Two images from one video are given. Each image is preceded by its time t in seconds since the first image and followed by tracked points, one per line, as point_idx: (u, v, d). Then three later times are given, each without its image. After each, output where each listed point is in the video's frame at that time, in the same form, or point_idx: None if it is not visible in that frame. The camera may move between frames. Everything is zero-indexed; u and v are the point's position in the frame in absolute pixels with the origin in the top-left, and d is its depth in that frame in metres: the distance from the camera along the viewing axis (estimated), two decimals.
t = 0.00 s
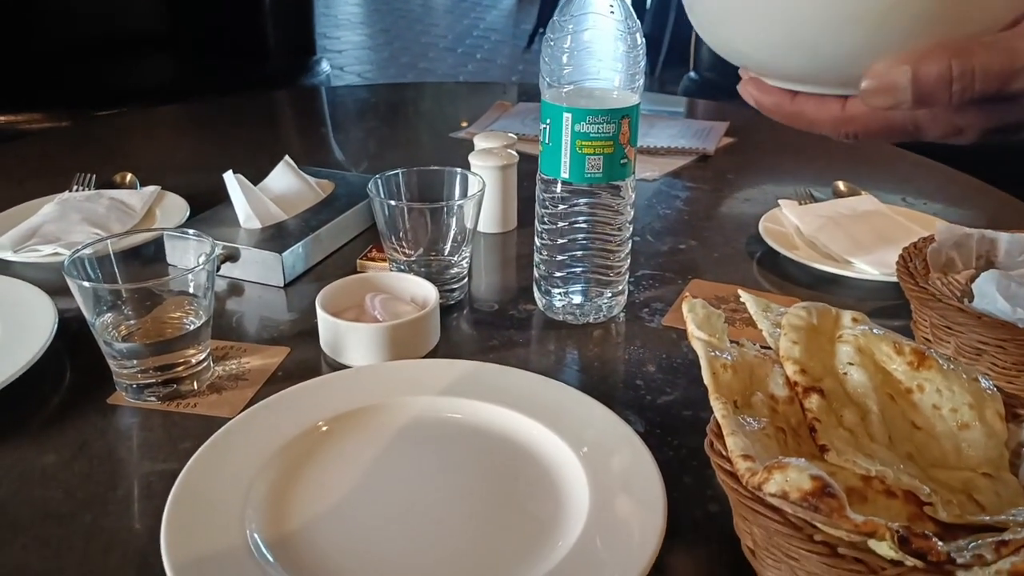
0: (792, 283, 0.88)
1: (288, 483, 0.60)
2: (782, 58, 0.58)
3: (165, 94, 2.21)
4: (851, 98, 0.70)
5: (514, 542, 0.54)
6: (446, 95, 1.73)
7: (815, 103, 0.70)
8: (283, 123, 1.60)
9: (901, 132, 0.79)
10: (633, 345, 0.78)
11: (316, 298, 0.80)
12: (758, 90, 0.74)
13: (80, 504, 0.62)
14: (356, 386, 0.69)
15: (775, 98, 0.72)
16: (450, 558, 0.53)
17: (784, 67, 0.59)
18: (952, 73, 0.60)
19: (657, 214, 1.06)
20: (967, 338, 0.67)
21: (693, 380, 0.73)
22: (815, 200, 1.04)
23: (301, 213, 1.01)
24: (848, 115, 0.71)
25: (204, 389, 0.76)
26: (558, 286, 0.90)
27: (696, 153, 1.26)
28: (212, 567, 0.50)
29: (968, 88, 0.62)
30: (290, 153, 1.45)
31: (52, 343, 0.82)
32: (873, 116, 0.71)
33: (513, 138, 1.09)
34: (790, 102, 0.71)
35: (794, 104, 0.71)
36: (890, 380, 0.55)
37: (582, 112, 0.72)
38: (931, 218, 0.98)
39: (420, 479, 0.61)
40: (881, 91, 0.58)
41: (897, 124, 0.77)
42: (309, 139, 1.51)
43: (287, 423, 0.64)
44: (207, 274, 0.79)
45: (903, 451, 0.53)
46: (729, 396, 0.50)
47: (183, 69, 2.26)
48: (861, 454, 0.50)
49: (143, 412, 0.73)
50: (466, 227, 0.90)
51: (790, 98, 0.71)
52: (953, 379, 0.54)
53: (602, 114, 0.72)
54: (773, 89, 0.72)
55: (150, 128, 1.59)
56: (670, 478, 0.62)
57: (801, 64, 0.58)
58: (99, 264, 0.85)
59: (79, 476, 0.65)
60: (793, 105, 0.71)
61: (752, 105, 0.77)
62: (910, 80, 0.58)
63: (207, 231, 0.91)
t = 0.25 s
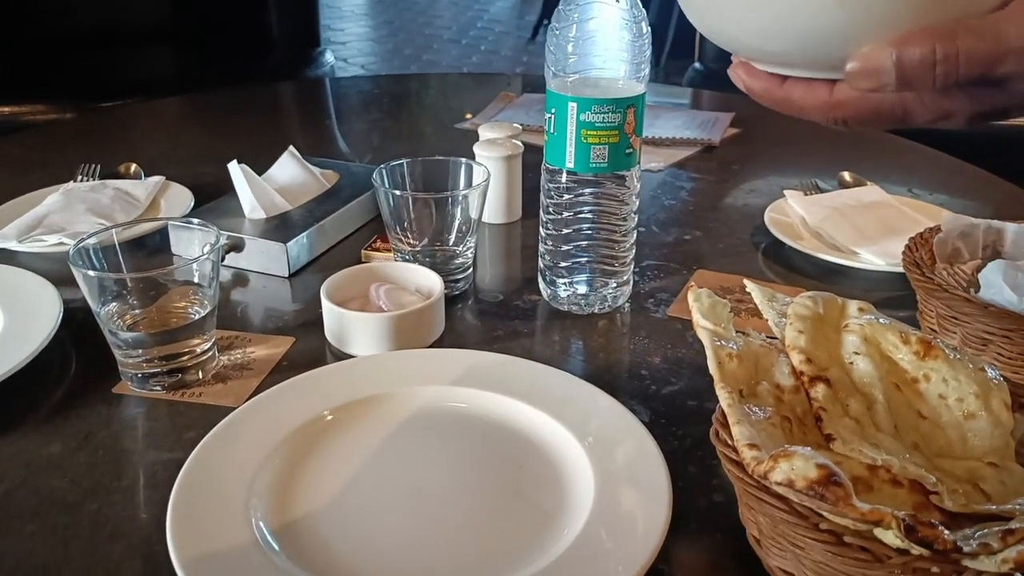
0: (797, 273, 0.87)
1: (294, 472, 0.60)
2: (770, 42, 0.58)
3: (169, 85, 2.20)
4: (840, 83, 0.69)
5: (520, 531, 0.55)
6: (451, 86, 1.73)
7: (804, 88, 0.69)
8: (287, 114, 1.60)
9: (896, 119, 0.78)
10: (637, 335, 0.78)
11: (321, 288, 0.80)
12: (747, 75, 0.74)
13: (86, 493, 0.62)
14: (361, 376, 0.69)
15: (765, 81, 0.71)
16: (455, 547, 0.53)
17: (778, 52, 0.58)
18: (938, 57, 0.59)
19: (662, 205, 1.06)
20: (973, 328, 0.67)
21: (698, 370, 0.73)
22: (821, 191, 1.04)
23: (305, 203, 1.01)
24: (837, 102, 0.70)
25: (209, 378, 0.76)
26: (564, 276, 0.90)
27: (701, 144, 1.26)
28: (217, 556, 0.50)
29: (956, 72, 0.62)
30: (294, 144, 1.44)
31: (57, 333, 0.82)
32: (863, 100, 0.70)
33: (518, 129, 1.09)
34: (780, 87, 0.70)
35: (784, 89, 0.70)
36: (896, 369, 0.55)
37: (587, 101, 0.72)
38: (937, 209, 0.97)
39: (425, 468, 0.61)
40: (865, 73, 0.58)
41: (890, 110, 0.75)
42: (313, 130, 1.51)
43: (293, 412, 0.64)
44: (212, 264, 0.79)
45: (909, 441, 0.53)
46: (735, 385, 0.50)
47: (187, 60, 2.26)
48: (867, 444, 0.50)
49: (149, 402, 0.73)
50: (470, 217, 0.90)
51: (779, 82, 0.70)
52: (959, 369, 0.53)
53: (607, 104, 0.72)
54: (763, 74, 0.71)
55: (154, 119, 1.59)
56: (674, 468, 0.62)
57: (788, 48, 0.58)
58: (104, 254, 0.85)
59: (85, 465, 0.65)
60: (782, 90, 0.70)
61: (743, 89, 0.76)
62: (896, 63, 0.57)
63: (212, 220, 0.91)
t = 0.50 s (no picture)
0: (802, 265, 0.87)
1: (299, 461, 0.60)
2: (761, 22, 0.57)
3: (172, 77, 2.20)
4: (837, 69, 0.69)
5: (526, 520, 0.55)
6: (455, 78, 1.73)
7: (801, 76, 0.70)
8: (291, 106, 1.60)
9: (894, 107, 0.77)
10: (642, 326, 0.78)
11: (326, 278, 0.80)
12: (743, 61, 0.74)
13: (92, 482, 0.62)
14: (366, 366, 0.69)
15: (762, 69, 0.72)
16: (461, 536, 0.53)
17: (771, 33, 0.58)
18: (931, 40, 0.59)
19: (666, 197, 1.06)
20: (979, 319, 0.67)
21: (702, 361, 0.73)
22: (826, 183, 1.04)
23: (309, 194, 1.01)
24: (835, 90, 0.70)
25: (214, 368, 0.76)
26: (568, 267, 0.90)
27: (705, 136, 1.26)
28: (224, 543, 0.50)
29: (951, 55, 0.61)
30: (298, 136, 1.44)
31: (62, 323, 0.83)
32: (862, 87, 0.70)
33: (522, 120, 1.09)
34: (776, 75, 0.71)
35: (780, 77, 0.71)
36: (902, 359, 0.55)
37: (593, 92, 0.72)
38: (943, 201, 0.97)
39: (430, 458, 0.61)
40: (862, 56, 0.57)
41: (889, 98, 0.75)
42: (317, 122, 1.51)
43: (298, 402, 0.65)
44: (217, 254, 0.79)
45: (914, 431, 0.53)
46: (740, 375, 0.50)
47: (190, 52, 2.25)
48: (872, 433, 0.50)
49: (154, 391, 0.73)
50: (475, 208, 0.90)
51: (776, 71, 0.71)
52: (965, 359, 0.53)
53: (612, 95, 0.72)
54: (759, 61, 0.72)
55: (157, 111, 1.59)
56: (679, 458, 0.62)
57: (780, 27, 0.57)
58: (109, 244, 0.85)
59: (91, 454, 0.65)
60: (779, 79, 0.71)
61: (740, 77, 0.76)
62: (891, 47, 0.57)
63: (216, 211, 0.91)
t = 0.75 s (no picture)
0: (806, 259, 0.87)
1: (301, 453, 0.60)
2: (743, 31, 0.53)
3: (174, 69, 2.20)
4: (822, 74, 0.66)
5: (529, 512, 0.55)
6: (458, 72, 1.72)
7: (787, 84, 0.67)
8: (294, 99, 1.60)
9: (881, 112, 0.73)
10: (645, 319, 0.78)
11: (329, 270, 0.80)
12: (726, 70, 0.70)
13: (94, 472, 0.62)
14: (369, 358, 0.70)
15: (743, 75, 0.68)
16: (463, 528, 0.53)
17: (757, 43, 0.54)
18: (925, 42, 0.55)
19: (670, 190, 1.06)
20: (983, 314, 0.67)
21: (706, 354, 0.73)
22: (830, 176, 1.03)
23: (312, 187, 1.01)
24: (822, 96, 0.68)
25: (217, 360, 0.76)
26: (571, 260, 0.90)
27: (709, 129, 1.25)
28: (225, 534, 0.50)
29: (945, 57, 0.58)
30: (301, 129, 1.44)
31: (65, 314, 0.83)
32: (851, 91, 0.68)
33: (526, 113, 1.08)
34: (762, 84, 0.68)
35: (766, 86, 0.68)
36: (906, 353, 0.55)
37: (596, 84, 0.72)
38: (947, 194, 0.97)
39: (432, 449, 0.61)
40: (852, 59, 0.53)
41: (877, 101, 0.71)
42: (320, 115, 1.51)
43: (301, 394, 0.65)
44: (220, 246, 0.79)
45: (918, 425, 0.52)
46: (743, 367, 0.50)
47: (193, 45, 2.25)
48: (876, 426, 0.50)
49: (157, 383, 0.73)
50: (478, 201, 0.89)
51: (761, 79, 0.68)
52: (969, 352, 0.53)
53: (616, 87, 0.72)
54: (744, 69, 0.68)
55: (160, 103, 1.59)
56: (682, 451, 0.62)
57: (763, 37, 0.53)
58: (113, 236, 0.85)
59: (93, 445, 0.65)
60: (765, 87, 0.68)
61: (723, 86, 0.72)
62: (883, 48, 0.53)
63: (219, 203, 0.91)
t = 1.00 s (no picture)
0: (809, 254, 0.87)
1: (304, 447, 0.60)
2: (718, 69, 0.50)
3: (175, 64, 2.19)
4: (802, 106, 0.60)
5: (532, 506, 0.55)
6: (460, 67, 1.72)
7: (767, 117, 0.62)
8: (296, 93, 1.60)
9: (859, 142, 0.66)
10: (648, 314, 0.78)
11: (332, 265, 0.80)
12: (702, 104, 0.67)
13: (97, 466, 0.62)
14: (372, 352, 0.69)
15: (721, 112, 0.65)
16: (465, 523, 0.53)
17: (733, 79, 0.51)
18: (913, 74, 0.53)
19: (673, 185, 1.05)
20: (987, 308, 0.67)
21: (709, 349, 0.73)
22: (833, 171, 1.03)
23: (314, 181, 1.01)
24: (807, 126, 0.61)
25: (219, 354, 0.76)
26: (574, 254, 0.90)
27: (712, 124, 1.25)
28: (228, 529, 0.50)
29: (932, 87, 0.56)
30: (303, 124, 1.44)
31: (68, 309, 0.83)
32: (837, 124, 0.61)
33: (528, 107, 1.08)
34: (741, 118, 0.64)
35: (747, 119, 0.64)
36: (910, 347, 0.54)
37: (599, 78, 0.72)
38: (951, 189, 0.97)
39: (435, 443, 0.61)
40: (838, 95, 0.51)
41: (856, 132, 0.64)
42: (322, 109, 1.51)
43: (304, 387, 0.65)
44: (222, 240, 0.78)
45: (922, 419, 0.52)
46: (747, 362, 0.50)
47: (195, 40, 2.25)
48: (880, 421, 0.50)
49: (159, 377, 0.73)
50: (480, 195, 0.89)
51: (741, 113, 0.64)
52: (974, 347, 0.53)
53: (619, 81, 0.72)
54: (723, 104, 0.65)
55: (162, 98, 1.59)
56: (686, 445, 0.61)
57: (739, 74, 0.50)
58: (115, 230, 0.85)
59: (95, 439, 0.65)
60: (745, 120, 0.64)
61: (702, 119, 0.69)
62: (868, 83, 0.51)
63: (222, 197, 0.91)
